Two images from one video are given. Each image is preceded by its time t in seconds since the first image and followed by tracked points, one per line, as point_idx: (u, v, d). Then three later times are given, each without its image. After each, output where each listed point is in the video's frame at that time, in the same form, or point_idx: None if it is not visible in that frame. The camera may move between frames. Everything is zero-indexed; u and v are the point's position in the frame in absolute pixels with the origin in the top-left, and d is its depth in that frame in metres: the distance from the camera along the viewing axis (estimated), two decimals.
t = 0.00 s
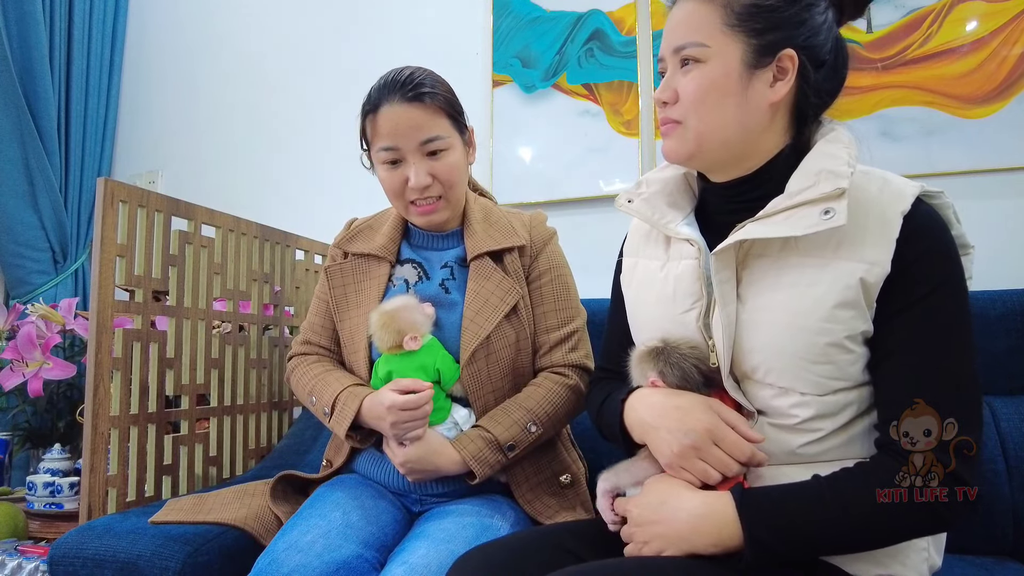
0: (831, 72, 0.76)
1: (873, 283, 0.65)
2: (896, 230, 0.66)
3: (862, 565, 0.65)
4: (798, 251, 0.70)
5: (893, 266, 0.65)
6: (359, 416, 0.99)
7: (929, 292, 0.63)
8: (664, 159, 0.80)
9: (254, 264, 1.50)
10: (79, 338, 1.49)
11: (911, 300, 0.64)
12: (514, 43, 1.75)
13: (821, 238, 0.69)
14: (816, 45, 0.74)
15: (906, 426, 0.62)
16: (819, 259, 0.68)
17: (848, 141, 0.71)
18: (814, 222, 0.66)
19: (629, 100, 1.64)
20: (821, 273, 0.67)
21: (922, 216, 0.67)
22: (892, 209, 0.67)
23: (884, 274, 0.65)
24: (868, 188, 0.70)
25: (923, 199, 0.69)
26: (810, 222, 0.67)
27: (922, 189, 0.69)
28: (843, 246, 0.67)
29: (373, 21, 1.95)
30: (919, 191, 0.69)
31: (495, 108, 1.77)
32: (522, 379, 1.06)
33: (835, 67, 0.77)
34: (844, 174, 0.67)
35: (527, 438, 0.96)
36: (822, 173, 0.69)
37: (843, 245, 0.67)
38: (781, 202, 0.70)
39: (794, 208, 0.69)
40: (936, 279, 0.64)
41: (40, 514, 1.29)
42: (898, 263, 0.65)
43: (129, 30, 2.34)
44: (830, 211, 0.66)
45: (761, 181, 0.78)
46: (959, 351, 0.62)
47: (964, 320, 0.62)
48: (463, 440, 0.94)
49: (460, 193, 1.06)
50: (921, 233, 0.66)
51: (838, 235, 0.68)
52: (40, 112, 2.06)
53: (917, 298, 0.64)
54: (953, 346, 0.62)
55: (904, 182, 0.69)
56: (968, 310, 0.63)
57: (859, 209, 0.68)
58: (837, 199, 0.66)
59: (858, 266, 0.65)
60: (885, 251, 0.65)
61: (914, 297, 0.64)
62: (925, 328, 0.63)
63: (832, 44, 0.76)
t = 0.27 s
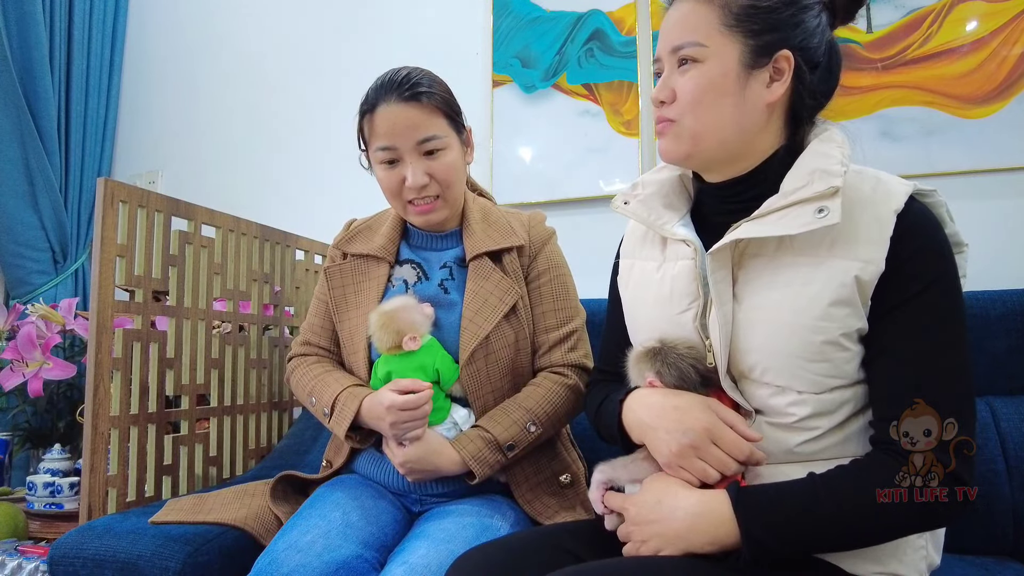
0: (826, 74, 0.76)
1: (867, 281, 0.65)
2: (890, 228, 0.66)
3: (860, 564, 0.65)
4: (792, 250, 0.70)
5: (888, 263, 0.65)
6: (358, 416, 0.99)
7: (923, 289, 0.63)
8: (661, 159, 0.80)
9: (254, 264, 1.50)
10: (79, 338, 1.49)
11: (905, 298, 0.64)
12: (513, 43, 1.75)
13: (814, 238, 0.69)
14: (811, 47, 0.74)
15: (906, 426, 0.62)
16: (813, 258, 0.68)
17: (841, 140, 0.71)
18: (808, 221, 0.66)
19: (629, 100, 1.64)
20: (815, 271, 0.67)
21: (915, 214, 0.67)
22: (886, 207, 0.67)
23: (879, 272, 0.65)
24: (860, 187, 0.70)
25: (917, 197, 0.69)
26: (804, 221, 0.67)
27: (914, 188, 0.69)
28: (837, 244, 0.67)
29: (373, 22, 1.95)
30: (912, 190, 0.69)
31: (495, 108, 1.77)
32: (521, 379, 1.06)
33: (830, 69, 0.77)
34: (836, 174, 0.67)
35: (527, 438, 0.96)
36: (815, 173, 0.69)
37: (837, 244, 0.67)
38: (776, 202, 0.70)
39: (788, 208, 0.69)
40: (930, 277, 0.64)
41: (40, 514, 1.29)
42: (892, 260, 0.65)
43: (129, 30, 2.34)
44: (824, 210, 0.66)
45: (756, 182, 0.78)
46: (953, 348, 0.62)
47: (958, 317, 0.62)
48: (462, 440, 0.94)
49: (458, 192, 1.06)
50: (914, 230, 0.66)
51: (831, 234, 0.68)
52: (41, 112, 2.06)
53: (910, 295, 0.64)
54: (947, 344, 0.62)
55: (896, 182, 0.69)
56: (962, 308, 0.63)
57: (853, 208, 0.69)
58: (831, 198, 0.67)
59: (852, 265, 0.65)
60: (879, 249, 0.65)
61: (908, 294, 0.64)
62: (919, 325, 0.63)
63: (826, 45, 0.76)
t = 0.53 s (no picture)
0: (826, 74, 0.76)
1: (867, 280, 0.65)
2: (889, 228, 0.66)
3: (861, 563, 0.65)
4: (792, 250, 0.70)
5: (887, 262, 0.65)
6: (358, 417, 0.99)
7: (922, 289, 0.63)
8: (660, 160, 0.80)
9: (254, 264, 1.50)
10: (79, 338, 1.49)
11: (904, 298, 0.64)
12: (513, 43, 1.75)
13: (814, 237, 0.69)
14: (811, 48, 0.74)
15: (906, 426, 0.62)
16: (813, 257, 0.68)
17: (840, 140, 0.72)
18: (807, 220, 0.66)
19: (629, 100, 1.64)
20: (815, 271, 0.67)
21: (914, 214, 0.67)
22: (885, 206, 0.67)
23: (878, 271, 0.65)
24: (858, 186, 0.70)
25: (915, 196, 0.69)
26: (803, 220, 0.67)
27: (913, 188, 0.69)
28: (837, 243, 0.67)
29: (373, 22, 1.95)
30: (911, 189, 0.69)
31: (495, 108, 1.77)
32: (521, 379, 1.06)
33: (829, 71, 0.77)
34: (835, 173, 0.67)
35: (527, 438, 0.96)
36: (813, 172, 0.69)
37: (837, 243, 0.67)
38: (775, 201, 0.70)
39: (787, 208, 0.69)
40: (929, 277, 0.63)
41: (40, 514, 1.29)
42: (891, 260, 0.65)
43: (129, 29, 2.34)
44: (823, 209, 0.66)
45: (755, 181, 0.78)
46: (953, 348, 0.62)
47: (957, 317, 0.62)
48: (462, 440, 0.94)
49: (454, 191, 1.06)
50: (913, 230, 0.66)
51: (831, 233, 0.68)
52: (41, 112, 2.06)
53: (910, 295, 0.64)
54: (947, 344, 0.62)
55: (896, 181, 0.69)
56: (962, 307, 0.63)
57: (852, 208, 0.69)
58: (829, 197, 0.66)
59: (852, 264, 0.65)
60: (878, 248, 0.65)
61: (907, 295, 0.64)
62: (918, 325, 0.63)
63: (826, 46, 0.76)
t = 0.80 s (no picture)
0: (830, 73, 0.76)
1: (872, 281, 0.65)
2: (895, 228, 0.66)
3: (862, 564, 0.65)
4: (796, 250, 0.70)
5: (891, 264, 0.65)
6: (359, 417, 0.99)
7: (929, 292, 0.64)
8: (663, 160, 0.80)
9: (254, 264, 1.50)
10: (79, 338, 1.49)
11: (909, 300, 0.64)
12: (514, 43, 1.75)
13: (819, 238, 0.69)
14: (814, 46, 0.74)
15: (906, 426, 0.62)
16: (818, 258, 0.68)
17: (845, 140, 0.71)
18: (813, 221, 0.66)
19: (629, 100, 1.64)
20: (820, 272, 0.67)
21: (920, 215, 0.67)
22: (889, 207, 0.67)
23: (883, 272, 0.65)
24: (863, 187, 0.70)
25: (920, 198, 0.69)
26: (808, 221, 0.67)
27: (918, 189, 0.69)
28: (841, 244, 0.67)
29: (373, 22, 1.95)
30: (916, 190, 0.69)
31: (495, 108, 1.77)
32: (522, 380, 1.06)
33: (833, 69, 0.77)
34: (840, 173, 0.67)
35: (527, 439, 0.96)
36: (819, 172, 0.69)
37: (841, 243, 0.67)
38: (780, 202, 0.69)
39: (792, 208, 0.69)
40: (936, 279, 0.64)
41: (40, 514, 1.29)
42: (895, 261, 0.66)
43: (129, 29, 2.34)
44: (829, 210, 0.66)
45: (759, 181, 0.78)
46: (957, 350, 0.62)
47: (963, 319, 0.63)
48: (463, 440, 0.94)
49: (455, 194, 1.06)
50: (919, 231, 0.66)
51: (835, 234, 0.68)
52: (40, 112, 2.06)
53: (915, 297, 0.64)
54: (951, 345, 0.62)
55: (900, 182, 0.69)
56: (968, 310, 0.63)
57: (856, 209, 0.69)
58: (835, 198, 0.66)
59: (856, 265, 0.65)
60: (883, 250, 0.65)
61: (913, 297, 0.64)
62: (924, 327, 0.63)
63: (829, 45, 0.76)
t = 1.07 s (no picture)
0: (833, 68, 0.76)
1: (877, 282, 0.65)
2: (901, 230, 0.66)
3: (862, 565, 0.65)
4: (802, 251, 0.70)
5: (896, 265, 0.65)
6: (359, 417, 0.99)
7: (936, 293, 0.64)
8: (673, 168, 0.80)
9: (254, 264, 1.50)
10: (79, 338, 1.49)
11: (915, 301, 0.64)
12: (514, 43, 1.75)
13: (825, 238, 0.69)
14: (816, 42, 0.74)
15: (906, 426, 0.63)
16: (823, 258, 0.68)
17: (853, 142, 0.72)
18: (819, 222, 0.66)
19: (629, 100, 1.64)
20: (824, 272, 0.67)
21: (926, 216, 0.67)
22: (895, 208, 0.67)
23: (888, 274, 0.65)
24: (870, 187, 0.70)
25: (927, 200, 0.69)
26: (815, 222, 0.67)
27: (925, 190, 0.69)
28: (848, 244, 0.67)
29: (373, 21, 1.95)
30: (922, 192, 0.69)
31: (495, 108, 1.77)
32: (522, 380, 1.06)
33: (835, 63, 0.77)
34: (847, 174, 0.67)
35: (527, 439, 0.96)
36: (826, 172, 0.69)
37: (848, 244, 0.67)
38: (786, 202, 0.70)
39: (799, 208, 0.69)
40: (942, 280, 0.64)
41: (40, 514, 1.29)
42: (901, 262, 0.65)
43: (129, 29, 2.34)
44: (835, 211, 0.66)
45: (767, 180, 0.77)
46: (962, 351, 0.62)
47: (969, 321, 0.63)
48: (463, 440, 0.94)
49: (456, 195, 1.06)
50: (926, 232, 0.66)
51: (841, 235, 0.68)
52: (40, 112, 2.06)
53: (922, 298, 0.64)
54: (956, 346, 0.62)
55: (907, 183, 0.69)
56: (973, 310, 0.63)
57: (863, 209, 0.68)
58: (841, 199, 0.67)
59: (861, 266, 0.65)
60: (888, 251, 0.65)
61: (919, 298, 0.64)
62: (930, 328, 0.63)
63: (830, 41, 0.76)
